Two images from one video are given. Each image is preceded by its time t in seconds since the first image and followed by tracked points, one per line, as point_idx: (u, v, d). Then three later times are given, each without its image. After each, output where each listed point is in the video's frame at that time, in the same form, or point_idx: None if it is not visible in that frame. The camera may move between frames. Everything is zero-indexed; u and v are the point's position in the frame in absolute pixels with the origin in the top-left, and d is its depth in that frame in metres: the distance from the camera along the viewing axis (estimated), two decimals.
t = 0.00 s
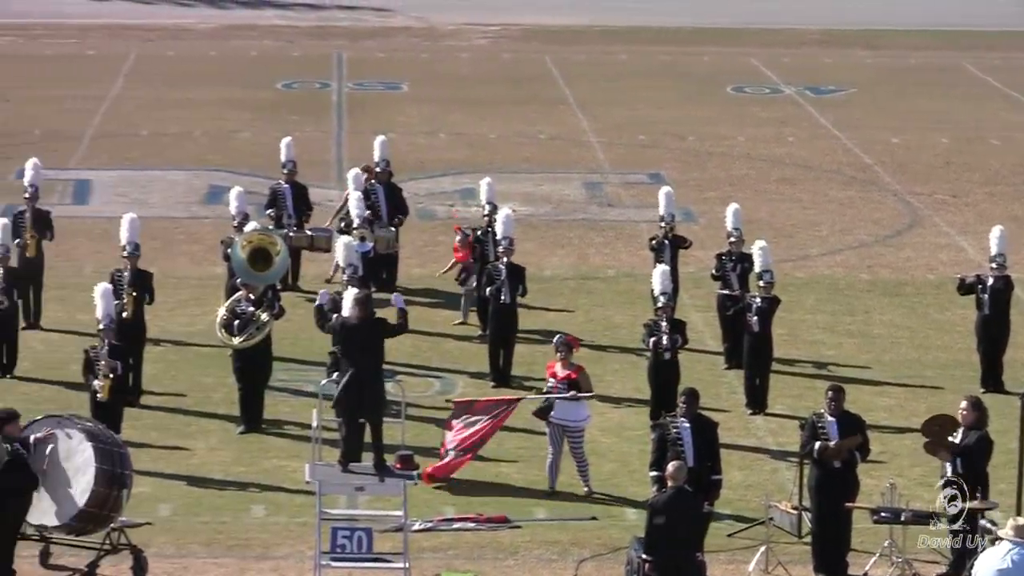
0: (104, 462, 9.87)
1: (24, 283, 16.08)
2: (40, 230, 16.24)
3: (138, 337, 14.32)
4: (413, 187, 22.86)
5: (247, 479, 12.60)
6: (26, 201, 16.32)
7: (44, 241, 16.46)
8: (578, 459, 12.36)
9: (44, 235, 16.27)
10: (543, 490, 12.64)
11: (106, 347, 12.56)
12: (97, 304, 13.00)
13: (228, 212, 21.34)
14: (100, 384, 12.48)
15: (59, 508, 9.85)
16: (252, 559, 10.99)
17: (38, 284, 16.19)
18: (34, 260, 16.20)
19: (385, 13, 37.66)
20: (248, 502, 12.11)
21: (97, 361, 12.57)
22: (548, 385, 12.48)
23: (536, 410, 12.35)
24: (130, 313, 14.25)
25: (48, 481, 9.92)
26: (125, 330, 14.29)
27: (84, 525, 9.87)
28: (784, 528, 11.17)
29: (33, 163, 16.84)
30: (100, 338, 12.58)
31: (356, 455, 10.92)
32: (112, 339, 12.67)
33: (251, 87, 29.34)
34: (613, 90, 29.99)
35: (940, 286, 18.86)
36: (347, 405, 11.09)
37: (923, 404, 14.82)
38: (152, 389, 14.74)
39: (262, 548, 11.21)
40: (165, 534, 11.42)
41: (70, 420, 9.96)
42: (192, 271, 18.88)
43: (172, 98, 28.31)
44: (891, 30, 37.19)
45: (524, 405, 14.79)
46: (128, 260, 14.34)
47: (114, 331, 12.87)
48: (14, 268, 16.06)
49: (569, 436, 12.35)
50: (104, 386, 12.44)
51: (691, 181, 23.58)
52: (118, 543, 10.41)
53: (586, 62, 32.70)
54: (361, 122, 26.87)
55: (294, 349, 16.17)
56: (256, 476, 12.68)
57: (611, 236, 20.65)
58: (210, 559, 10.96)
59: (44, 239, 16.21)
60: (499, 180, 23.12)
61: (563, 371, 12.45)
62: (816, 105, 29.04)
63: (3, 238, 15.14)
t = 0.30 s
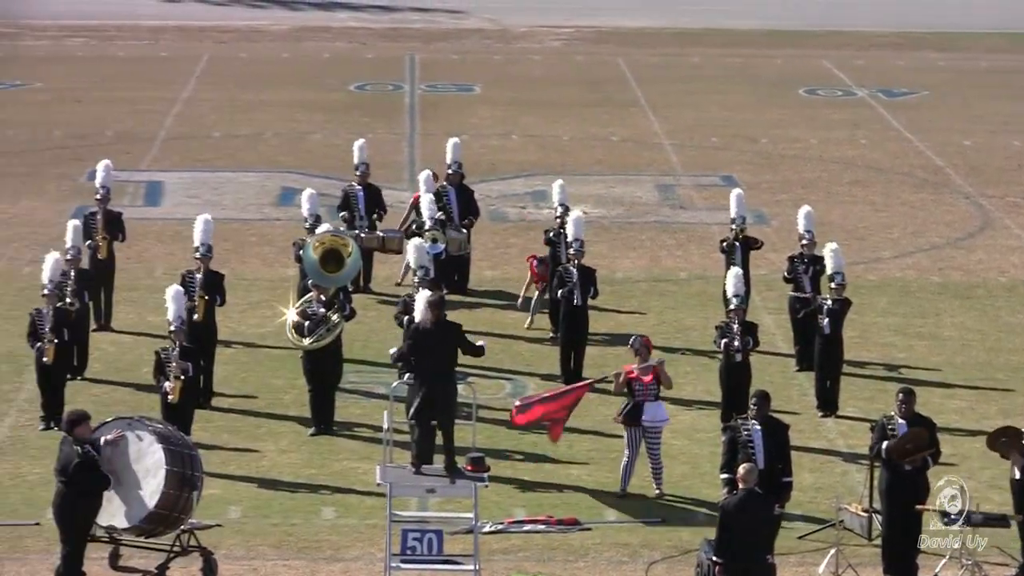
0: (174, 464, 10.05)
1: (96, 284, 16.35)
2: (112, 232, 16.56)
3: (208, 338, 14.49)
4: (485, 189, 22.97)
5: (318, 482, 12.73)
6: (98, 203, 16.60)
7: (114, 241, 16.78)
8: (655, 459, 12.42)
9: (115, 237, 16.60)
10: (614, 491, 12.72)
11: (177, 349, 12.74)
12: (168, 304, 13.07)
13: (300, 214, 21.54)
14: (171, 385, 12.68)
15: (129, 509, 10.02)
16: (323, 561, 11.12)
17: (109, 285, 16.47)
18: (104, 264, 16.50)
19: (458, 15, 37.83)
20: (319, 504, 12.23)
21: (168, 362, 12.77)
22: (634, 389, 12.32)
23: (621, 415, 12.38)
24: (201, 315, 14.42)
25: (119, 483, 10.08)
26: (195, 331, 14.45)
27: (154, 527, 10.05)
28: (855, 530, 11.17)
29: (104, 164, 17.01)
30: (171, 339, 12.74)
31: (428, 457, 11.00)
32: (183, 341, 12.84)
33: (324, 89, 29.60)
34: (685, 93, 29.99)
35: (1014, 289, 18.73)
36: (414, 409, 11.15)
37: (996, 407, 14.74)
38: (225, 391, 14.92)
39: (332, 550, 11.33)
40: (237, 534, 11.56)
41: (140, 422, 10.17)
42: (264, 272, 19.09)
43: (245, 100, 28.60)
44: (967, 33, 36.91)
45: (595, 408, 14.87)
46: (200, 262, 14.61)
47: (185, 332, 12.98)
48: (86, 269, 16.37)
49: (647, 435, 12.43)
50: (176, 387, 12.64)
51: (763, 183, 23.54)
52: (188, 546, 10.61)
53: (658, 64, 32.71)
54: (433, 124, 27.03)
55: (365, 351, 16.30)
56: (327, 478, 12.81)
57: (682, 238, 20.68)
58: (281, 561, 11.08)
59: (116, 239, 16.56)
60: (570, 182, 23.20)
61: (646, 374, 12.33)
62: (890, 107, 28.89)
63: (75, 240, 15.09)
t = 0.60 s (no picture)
0: (206, 464, 10.09)
1: (130, 283, 16.44)
2: (145, 232, 16.65)
3: (241, 337, 14.51)
4: (517, 189, 22.98)
5: (350, 482, 12.75)
6: (131, 204, 16.68)
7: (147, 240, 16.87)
8: (688, 461, 12.43)
9: (148, 237, 16.70)
10: (648, 492, 12.70)
11: (210, 349, 12.79)
12: (201, 304, 13.13)
13: (332, 214, 21.58)
14: (204, 386, 12.70)
15: (160, 509, 10.06)
16: (355, 561, 11.13)
17: (142, 284, 16.55)
18: (136, 264, 16.60)
19: (491, 15, 37.85)
20: (351, 504, 12.26)
21: (201, 362, 12.83)
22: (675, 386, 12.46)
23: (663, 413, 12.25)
24: (232, 313, 14.45)
25: (152, 483, 10.12)
26: (227, 330, 14.48)
27: (186, 527, 10.09)
28: (887, 531, 11.10)
29: (137, 164, 17.06)
30: (204, 339, 12.81)
31: (459, 457, 11.02)
32: (216, 342, 12.89)
33: (357, 89, 29.65)
34: (718, 93, 29.94)
35: None
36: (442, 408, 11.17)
37: None
38: (257, 391, 14.96)
39: (364, 550, 11.35)
40: (269, 534, 11.59)
41: (173, 422, 10.22)
42: (296, 272, 19.14)
43: (278, 100, 28.69)
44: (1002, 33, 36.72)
45: (627, 408, 14.85)
46: (234, 261, 14.66)
47: (217, 333, 13.03)
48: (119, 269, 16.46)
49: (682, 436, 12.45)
50: (208, 387, 12.67)
51: (796, 184, 23.48)
52: (220, 546, 10.65)
53: (691, 64, 32.65)
54: (465, 124, 27.06)
55: (397, 351, 16.32)
56: (359, 478, 12.83)
57: (715, 238, 20.65)
58: (313, 561, 11.11)
59: (148, 239, 16.66)
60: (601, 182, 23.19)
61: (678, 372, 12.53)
62: (923, 108, 28.77)
63: (108, 240, 15.14)
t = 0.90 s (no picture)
0: (223, 462, 10.10)
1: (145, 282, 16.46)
2: (161, 231, 16.68)
3: (256, 335, 14.52)
4: (534, 189, 22.96)
5: (365, 481, 12.75)
6: (147, 203, 16.70)
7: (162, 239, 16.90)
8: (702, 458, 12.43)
9: (164, 236, 16.73)
10: (664, 492, 12.68)
11: (226, 348, 12.80)
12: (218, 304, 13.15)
13: (348, 214, 21.59)
14: (220, 384, 12.71)
15: (176, 508, 10.07)
16: (370, 560, 11.13)
17: (158, 284, 16.56)
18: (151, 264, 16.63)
19: (508, 14, 37.81)
20: (367, 503, 12.25)
21: (217, 361, 12.84)
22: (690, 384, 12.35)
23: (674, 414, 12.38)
24: (247, 311, 14.45)
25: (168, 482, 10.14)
26: (243, 329, 14.48)
27: (202, 526, 10.11)
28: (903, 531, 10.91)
29: (153, 163, 17.07)
30: (220, 338, 12.82)
31: (475, 456, 11.00)
32: (232, 340, 12.90)
33: (373, 89, 29.63)
34: (735, 93, 29.86)
35: None
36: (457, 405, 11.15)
37: None
38: (272, 390, 14.97)
39: (379, 549, 11.34)
40: (284, 533, 11.59)
41: (189, 421, 10.23)
42: (312, 271, 19.15)
43: (295, 99, 28.70)
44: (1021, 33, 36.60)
45: (643, 408, 14.82)
46: (248, 260, 14.68)
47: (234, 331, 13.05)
48: (134, 268, 16.49)
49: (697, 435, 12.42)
50: (224, 386, 12.67)
51: (814, 183, 23.42)
52: (235, 545, 10.66)
53: (708, 63, 32.59)
54: (481, 123, 27.04)
55: (413, 350, 16.31)
56: (374, 477, 12.83)
57: (731, 237, 20.61)
58: (329, 560, 11.11)
59: (164, 238, 16.69)
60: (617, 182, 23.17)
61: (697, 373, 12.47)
62: (940, 108, 28.69)
63: (123, 238, 15.15)
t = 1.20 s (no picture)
0: (234, 463, 10.11)
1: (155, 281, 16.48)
2: (169, 232, 16.82)
3: (267, 335, 14.51)
4: (546, 189, 22.96)
5: (377, 482, 12.76)
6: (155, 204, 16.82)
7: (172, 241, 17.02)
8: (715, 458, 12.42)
9: (172, 237, 16.86)
10: (677, 493, 12.68)
11: (237, 349, 12.83)
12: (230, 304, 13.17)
13: (359, 214, 21.60)
14: (232, 385, 12.74)
15: (188, 508, 10.08)
16: (381, 561, 11.14)
17: (169, 284, 16.59)
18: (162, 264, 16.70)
19: (520, 15, 37.83)
20: (378, 503, 12.27)
21: (228, 362, 12.86)
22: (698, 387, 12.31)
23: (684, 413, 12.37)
24: (259, 312, 14.48)
25: (180, 482, 10.15)
26: (254, 329, 14.47)
27: (213, 526, 10.12)
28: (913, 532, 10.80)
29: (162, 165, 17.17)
30: (232, 339, 12.84)
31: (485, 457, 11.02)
32: (244, 341, 12.92)
33: (385, 89, 29.66)
34: (747, 94, 29.84)
35: None
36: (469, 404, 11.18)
37: None
38: (284, 390, 14.99)
39: (390, 550, 11.35)
40: (296, 534, 11.61)
41: (201, 422, 10.25)
42: (323, 272, 19.17)
43: (306, 99, 28.74)
44: None
45: (655, 408, 14.82)
46: (258, 261, 14.71)
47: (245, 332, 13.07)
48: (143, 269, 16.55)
49: (708, 436, 12.39)
50: (235, 387, 12.72)
51: (826, 184, 23.41)
52: (246, 545, 10.67)
53: (720, 64, 32.58)
54: (493, 124, 27.05)
55: (425, 351, 16.33)
56: (386, 478, 12.84)
57: (743, 238, 20.61)
58: (340, 560, 11.12)
59: (173, 239, 16.81)
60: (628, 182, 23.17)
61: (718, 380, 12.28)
62: (953, 108, 28.66)
63: (132, 239, 15.25)
